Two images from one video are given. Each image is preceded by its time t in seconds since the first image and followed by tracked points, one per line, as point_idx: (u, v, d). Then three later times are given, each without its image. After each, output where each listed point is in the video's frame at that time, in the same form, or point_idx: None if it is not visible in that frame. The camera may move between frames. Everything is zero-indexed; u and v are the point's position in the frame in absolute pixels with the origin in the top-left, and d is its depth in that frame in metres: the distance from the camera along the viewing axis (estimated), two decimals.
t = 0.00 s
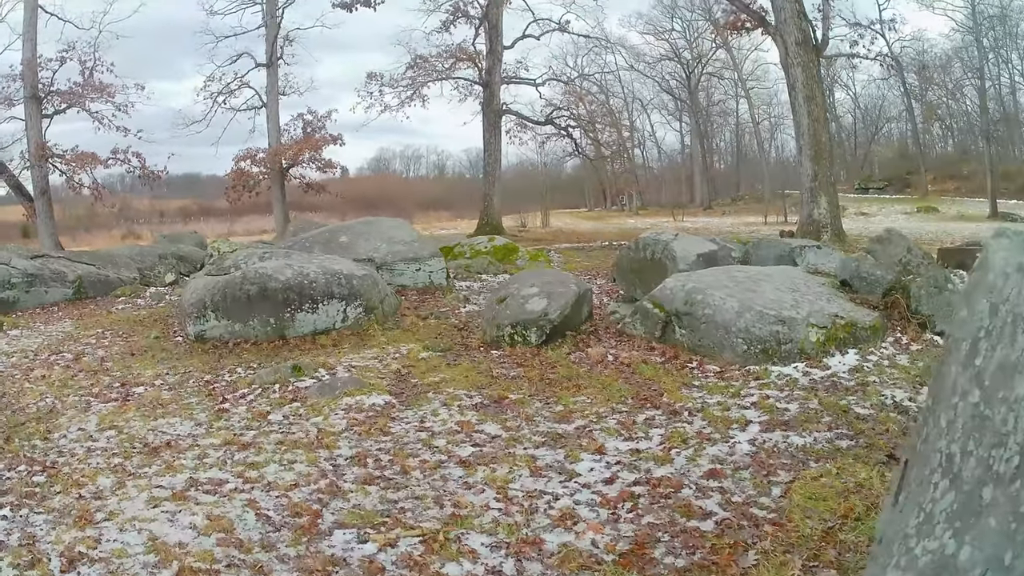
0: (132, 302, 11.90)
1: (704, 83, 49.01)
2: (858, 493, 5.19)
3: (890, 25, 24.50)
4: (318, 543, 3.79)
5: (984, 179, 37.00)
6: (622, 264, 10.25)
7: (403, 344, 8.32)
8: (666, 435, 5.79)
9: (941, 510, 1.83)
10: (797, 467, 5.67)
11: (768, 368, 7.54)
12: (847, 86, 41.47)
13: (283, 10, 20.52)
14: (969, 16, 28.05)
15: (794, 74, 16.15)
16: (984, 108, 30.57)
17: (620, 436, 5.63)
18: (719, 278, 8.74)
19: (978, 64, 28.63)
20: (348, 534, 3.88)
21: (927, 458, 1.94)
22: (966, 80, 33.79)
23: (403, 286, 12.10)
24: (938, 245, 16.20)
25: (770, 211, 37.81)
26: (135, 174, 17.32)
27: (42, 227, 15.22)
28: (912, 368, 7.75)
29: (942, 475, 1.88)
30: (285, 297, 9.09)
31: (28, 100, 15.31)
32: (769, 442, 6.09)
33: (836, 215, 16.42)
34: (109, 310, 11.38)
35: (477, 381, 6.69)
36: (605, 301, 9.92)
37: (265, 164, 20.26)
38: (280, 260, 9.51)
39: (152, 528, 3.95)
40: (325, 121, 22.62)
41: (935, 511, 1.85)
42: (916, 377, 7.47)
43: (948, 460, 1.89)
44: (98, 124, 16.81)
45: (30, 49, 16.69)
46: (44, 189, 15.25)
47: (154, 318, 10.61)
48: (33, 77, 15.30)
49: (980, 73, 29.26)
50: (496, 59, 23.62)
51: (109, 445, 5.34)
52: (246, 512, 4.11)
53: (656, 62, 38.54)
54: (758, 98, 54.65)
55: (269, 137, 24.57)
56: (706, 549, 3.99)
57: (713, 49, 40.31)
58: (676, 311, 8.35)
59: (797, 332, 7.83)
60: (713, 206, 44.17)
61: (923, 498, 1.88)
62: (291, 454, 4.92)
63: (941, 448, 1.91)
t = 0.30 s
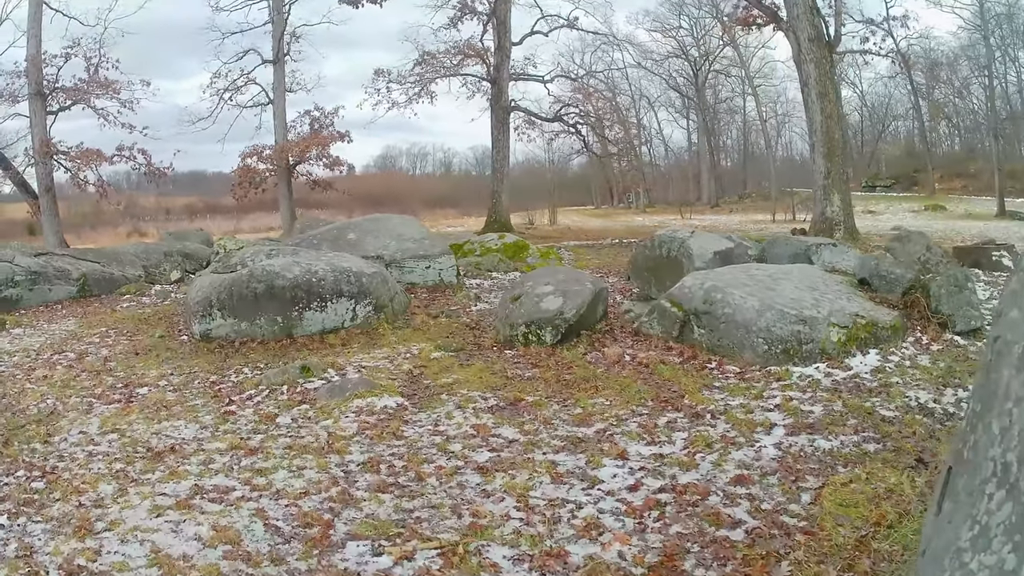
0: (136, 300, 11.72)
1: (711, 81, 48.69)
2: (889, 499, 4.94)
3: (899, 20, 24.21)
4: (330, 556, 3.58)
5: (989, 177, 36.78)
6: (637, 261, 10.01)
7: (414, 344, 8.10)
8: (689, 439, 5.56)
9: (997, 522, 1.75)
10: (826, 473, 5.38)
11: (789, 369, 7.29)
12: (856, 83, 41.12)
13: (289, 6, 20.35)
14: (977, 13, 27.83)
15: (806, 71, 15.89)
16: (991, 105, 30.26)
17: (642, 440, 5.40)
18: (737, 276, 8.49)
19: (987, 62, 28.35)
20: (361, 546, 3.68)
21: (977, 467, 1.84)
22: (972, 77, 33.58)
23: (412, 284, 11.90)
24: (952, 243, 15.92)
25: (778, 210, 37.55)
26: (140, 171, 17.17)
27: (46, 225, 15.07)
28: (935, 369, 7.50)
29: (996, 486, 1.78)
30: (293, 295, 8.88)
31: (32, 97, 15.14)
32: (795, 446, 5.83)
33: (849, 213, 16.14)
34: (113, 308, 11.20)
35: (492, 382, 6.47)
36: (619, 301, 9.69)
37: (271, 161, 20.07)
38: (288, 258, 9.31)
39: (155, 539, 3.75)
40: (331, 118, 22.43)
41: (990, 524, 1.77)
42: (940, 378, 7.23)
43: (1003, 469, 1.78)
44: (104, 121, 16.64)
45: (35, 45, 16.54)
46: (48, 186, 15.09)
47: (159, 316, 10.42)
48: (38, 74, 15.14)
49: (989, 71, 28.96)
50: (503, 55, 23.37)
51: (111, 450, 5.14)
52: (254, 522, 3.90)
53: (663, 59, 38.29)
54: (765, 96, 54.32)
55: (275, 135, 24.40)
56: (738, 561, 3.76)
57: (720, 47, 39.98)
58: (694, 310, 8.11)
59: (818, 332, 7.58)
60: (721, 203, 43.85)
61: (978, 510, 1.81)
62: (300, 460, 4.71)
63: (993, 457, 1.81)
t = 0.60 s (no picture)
0: (138, 303, 11.51)
1: (716, 80, 48.42)
2: (921, 512, 4.69)
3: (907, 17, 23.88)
4: None
5: (994, 178, 36.61)
6: (652, 262, 9.77)
7: (423, 348, 7.87)
8: (714, 450, 5.32)
9: None
10: (855, 484, 5.11)
11: (810, 374, 7.04)
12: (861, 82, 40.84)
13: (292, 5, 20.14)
14: (982, 12, 27.63)
15: (816, 69, 15.63)
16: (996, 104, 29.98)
17: (665, 451, 5.17)
18: (755, 279, 8.25)
19: (991, 61, 28.11)
20: (375, 568, 3.46)
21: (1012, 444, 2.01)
22: (978, 77, 33.41)
23: (420, 286, 11.69)
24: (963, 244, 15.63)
25: (786, 209, 37.30)
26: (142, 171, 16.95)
27: (48, 225, 14.87)
28: (957, 374, 7.26)
29: None
30: (299, 298, 8.66)
31: (34, 96, 14.94)
32: (822, 455, 5.56)
33: (860, 213, 15.84)
34: (115, 310, 10.99)
35: (505, 390, 6.23)
36: (632, 303, 9.44)
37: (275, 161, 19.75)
38: (293, 259, 9.08)
39: (155, 560, 3.53)
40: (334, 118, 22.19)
41: None
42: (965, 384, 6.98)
43: None
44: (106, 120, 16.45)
45: (37, 44, 16.36)
46: (50, 187, 14.90)
47: (161, 319, 10.20)
48: (39, 73, 14.91)
49: (994, 70, 28.71)
50: (509, 54, 23.07)
51: (111, 461, 4.92)
52: (261, 540, 3.68)
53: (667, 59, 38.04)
54: (770, 95, 54.00)
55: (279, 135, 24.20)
56: None
57: (725, 46, 39.69)
58: (712, 313, 7.87)
59: (839, 336, 7.33)
60: (725, 203, 43.57)
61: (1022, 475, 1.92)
62: (308, 474, 4.48)
63: None
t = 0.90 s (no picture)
0: (143, 304, 11.34)
1: (723, 81, 48.15)
2: (959, 524, 4.45)
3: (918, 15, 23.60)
4: None
5: (1002, 178, 36.29)
6: (667, 263, 9.53)
7: (435, 352, 7.66)
8: (740, 459, 5.09)
9: None
10: (887, 494, 4.84)
11: (834, 380, 6.79)
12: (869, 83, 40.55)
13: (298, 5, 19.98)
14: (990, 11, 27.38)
15: (829, 68, 15.34)
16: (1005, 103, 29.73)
17: (690, 461, 4.94)
18: (775, 281, 8.01)
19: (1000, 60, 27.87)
20: None
21: None
22: (985, 77, 33.15)
23: (429, 288, 11.49)
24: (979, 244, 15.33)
25: (794, 210, 36.97)
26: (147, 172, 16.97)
27: (53, 226, 14.74)
28: (982, 378, 7.01)
29: None
30: (306, 300, 8.45)
31: (38, 96, 14.80)
32: (852, 464, 5.29)
33: (874, 213, 15.55)
34: (120, 312, 10.82)
35: (521, 396, 6.01)
36: (647, 306, 9.22)
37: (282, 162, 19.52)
38: (301, 261, 8.88)
39: None
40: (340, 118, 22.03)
41: None
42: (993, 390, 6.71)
43: None
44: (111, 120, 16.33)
45: (42, 44, 16.24)
46: (54, 187, 14.75)
47: (166, 321, 10.02)
48: (44, 73, 14.79)
49: (1002, 70, 28.46)
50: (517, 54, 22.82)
51: (113, 471, 4.72)
52: (269, 559, 3.47)
53: (674, 59, 37.81)
54: (777, 96, 53.71)
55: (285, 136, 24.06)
56: None
57: (731, 46, 39.42)
58: (732, 316, 7.62)
59: (862, 339, 7.09)
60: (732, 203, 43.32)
61: None
62: (318, 486, 4.27)
63: None
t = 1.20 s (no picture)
0: (136, 304, 11.10)
1: (719, 81, 48.07)
2: (983, 537, 4.27)
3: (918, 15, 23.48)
4: None
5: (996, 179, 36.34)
6: (671, 265, 9.34)
7: (435, 356, 7.45)
8: (757, 470, 4.90)
9: None
10: (907, 506, 4.65)
11: (847, 385, 6.61)
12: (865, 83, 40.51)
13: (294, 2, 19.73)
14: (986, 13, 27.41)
15: (831, 68, 15.18)
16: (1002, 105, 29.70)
17: (705, 472, 4.75)
18: (783, 283, 7.84)
19: (997, 62, 27.85)
20: None
21: None
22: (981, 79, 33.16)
23: (427, 289, 11.29)
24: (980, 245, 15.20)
25: (789, 210, 36.91)
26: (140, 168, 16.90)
27: (45, 224, 14.49)
28: (995, 384, 6.84)
29: None
30: (302, 302, 8.24)
31: (31, 93, 14.53)
32: (871, 474, 5.11)
33: (876, 214, 15.40)
34: (112, 312, 10.59)
35: (525, 403, 5.82)
36: (650, 308, 9.03)
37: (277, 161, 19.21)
38: (297, 261, 8.66)
39: None
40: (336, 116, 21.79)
41: None
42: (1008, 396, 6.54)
43: None
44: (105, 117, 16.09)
45: (35, 40, 15.98)
46: (47, 185, 14.49)
47: (159, 322, 9.79)
48: (37, 69, 14.52)
49: (998, 72, 28.44)
50: (515, 52, 22.60)
51: (102, 483, 4.51)
52: None
53: (670, 59, 37.70)
54: (773, 96, 53.65)
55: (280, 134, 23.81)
56: None
57: (727, 47, 39.31)
58: (741, 320, 7.44)
59: (874, 344, 6.91)
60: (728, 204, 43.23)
61: None
62: (317, 500, 4.07)
63: None
